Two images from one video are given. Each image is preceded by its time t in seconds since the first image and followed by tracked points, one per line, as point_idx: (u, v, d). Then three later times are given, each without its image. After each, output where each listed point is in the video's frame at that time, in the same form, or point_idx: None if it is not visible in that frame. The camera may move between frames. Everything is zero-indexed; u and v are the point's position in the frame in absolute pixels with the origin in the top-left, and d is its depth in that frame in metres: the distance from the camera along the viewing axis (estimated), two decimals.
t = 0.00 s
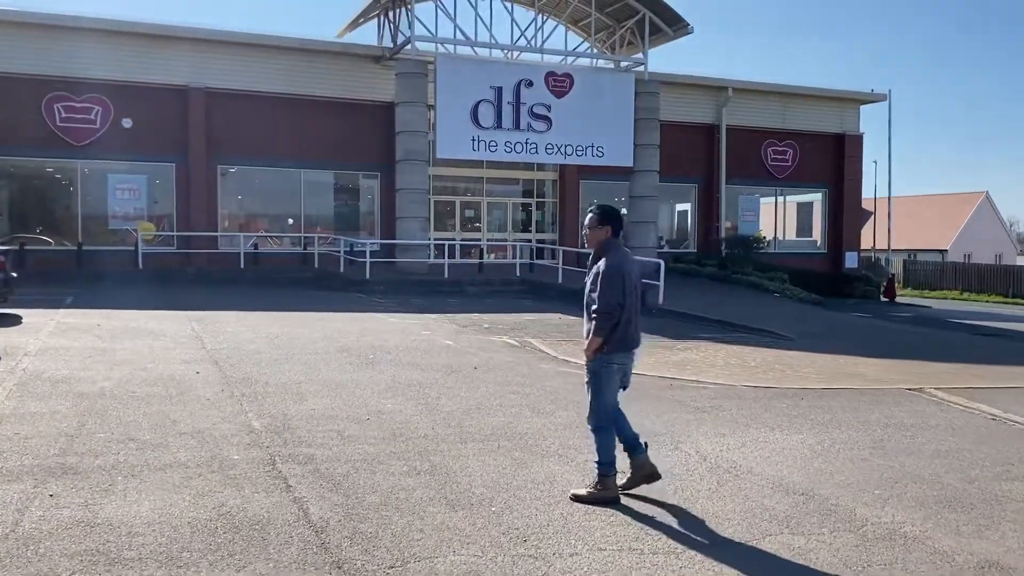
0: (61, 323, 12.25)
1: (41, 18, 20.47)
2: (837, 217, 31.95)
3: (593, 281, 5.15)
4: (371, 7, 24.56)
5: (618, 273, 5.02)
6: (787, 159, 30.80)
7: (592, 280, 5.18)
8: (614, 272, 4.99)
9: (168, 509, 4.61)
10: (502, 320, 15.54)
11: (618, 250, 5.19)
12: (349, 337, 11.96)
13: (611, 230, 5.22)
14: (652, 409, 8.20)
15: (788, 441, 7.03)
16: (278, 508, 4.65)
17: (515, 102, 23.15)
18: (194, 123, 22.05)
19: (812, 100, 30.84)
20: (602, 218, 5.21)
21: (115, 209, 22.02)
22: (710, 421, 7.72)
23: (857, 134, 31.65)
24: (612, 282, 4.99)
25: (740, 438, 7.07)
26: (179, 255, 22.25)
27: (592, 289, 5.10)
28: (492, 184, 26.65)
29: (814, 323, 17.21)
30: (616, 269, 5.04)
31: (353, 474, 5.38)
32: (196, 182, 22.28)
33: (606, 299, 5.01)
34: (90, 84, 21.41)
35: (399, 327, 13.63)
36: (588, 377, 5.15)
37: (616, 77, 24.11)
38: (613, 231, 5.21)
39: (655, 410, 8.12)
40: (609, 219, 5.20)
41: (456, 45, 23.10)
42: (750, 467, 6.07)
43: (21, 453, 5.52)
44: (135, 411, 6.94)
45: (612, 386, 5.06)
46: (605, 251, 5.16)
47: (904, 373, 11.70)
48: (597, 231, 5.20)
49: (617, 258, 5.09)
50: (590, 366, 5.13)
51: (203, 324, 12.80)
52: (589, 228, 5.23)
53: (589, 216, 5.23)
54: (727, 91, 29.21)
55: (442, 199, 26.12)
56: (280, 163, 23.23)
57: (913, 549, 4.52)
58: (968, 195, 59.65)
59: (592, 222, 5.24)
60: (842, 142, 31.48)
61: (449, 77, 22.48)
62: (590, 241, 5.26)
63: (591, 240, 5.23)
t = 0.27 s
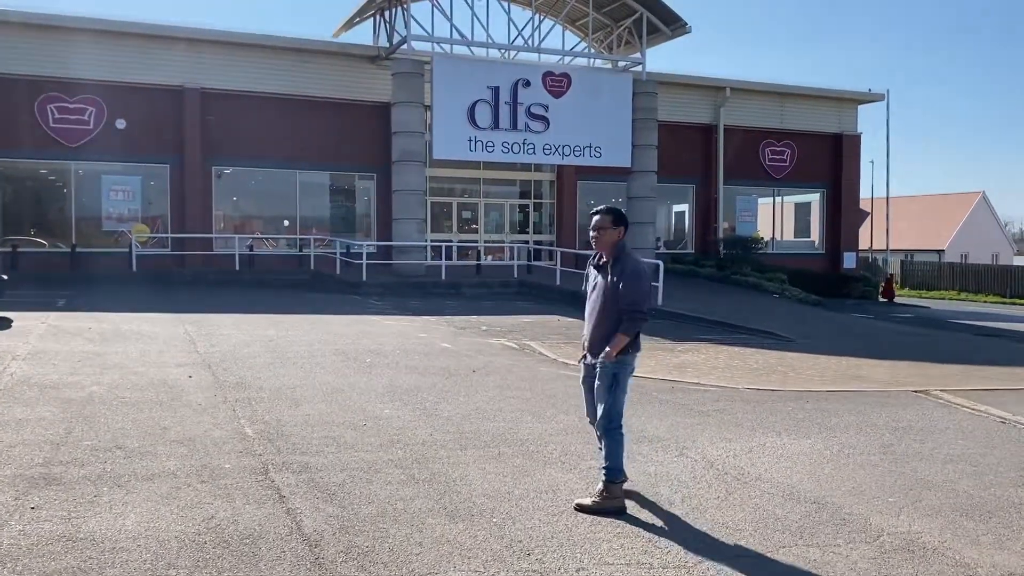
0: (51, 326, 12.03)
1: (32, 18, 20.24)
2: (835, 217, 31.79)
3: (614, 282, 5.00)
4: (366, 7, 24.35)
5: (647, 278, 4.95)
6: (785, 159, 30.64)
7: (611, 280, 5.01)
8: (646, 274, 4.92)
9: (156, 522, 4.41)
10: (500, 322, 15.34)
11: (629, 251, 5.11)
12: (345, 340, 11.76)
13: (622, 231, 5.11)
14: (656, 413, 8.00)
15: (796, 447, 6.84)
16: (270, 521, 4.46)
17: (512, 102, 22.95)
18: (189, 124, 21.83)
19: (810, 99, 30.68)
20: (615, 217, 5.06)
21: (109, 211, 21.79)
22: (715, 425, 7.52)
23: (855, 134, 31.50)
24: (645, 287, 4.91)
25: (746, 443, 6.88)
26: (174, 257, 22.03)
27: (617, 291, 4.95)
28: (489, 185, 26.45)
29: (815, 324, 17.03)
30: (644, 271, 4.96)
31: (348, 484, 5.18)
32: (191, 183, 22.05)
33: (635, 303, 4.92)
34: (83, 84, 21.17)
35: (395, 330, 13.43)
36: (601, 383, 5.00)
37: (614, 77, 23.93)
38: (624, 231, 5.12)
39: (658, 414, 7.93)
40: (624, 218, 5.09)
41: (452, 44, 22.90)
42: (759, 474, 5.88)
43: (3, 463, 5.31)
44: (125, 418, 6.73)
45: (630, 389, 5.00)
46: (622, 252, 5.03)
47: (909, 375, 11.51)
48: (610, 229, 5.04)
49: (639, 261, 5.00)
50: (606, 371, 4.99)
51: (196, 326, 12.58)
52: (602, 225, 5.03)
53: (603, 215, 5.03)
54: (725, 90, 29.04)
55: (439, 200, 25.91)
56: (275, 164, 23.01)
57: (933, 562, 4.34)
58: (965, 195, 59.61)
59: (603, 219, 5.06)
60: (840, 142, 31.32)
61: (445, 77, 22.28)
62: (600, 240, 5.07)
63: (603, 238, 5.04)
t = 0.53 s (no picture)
0: (41, 330, 11.82)
1: (23, 18, 20.00)
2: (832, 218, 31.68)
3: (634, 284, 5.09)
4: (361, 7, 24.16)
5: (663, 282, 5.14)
6: (782, 160, 30.53)
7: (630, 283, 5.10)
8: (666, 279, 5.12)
9: (144, 539, 4.23)
10: (497, 325, 15.16)
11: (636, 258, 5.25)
12: (340, 343, 11.57)
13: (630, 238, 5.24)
14: (659, 418, 7.83)
15: (803, 453, 6.67)
16: (264, 537, 4.29)
17: (508, 103, 22.79)
18: (182, 125, 21.61)
19: (807, 100, 30.57)
20: (624, 220, 5.15)
21: (102, 213, 21.56)
22: (720, 430, 7.35)
23: (852, 134, 31.40)
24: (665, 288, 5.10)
25: (753, 449, 6.71)
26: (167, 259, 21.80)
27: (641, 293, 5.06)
28: (485, 186, 26.28)
29: (815, 325, 16.89)
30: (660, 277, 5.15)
31: (344, 495, 5.01)
32: (184, 184, 21.83)
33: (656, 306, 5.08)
34: (74, 85, 20.93)
35: (392, 332, 13.24)
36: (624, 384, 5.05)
37: (610, 78, 23.78)
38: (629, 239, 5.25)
39: (662, 418, 7.76)
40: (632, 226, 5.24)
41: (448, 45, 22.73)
42: (768, 482, 5.72)
43: None
44: (114, 425, 6.53)
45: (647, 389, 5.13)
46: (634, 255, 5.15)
47: (912, 377, 11.36)
48: (621, 232, 5.13)
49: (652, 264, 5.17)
50: (629, 373, 5.04)
51: (188, 330, 12.38)
52: (616, 229, 5.10)
53: (617, 219, 5.11)
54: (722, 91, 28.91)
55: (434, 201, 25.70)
56: (269, 165, 22.80)
57: None
58: (960, 195, 59.64)
59: (615, 222, 5.13)
60: (837, 143, 31.22)
61: (441, 78, 22.10)
62: (612, 243, 5.13)
63: (616, 242, 5.11)
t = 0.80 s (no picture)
0: (28, 334, 11.59)
1: (11, 17, 19.74)
2: (827, 220, 31.56)
3: (653, 286, 5.09)
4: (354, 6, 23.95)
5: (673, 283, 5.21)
6: (777, 161, 30.41)
7: (649, 284, 5.08)
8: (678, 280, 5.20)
9: (130, 558, 4.04)
10: (493, 328, 14.97)
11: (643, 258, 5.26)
12: (333, 348, 11.37)
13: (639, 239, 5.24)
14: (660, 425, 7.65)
15: (809, 462, 6.50)
16: (256, 556, 4.10)
17: (503, 103, 22.61)
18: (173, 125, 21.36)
19: (802, 101, 30.46)
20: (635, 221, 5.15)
21: (91, 214, 21.30)
22: (724, 438, 7.17)
23: (847, 135, 31.30)
24: (679, 289, 5.15)
25: (758, 458, 6.54)
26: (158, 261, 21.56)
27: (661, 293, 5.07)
28: (480, 187, 26.10)
29: (812, 328, 16.74)
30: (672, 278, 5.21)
31: (339, 510, 4.83)
32: (175, 185, 21.57)
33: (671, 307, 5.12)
34: (63, 84, 20.66)
35: (385, 336, 13.04)
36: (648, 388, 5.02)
37: (605, 78, 23.62)
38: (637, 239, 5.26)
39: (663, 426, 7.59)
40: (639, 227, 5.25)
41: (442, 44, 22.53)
42: (776, 493, 5.55)
43: None
44: (101, 435, 6.33)
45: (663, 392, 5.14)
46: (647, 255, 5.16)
47: (914, 381, 11.21)
48: (634, 233, 5.12)
49: (662, 265, 5.22)
50: (651, 376, 5.03)
51: (179, 334, 12.16)
52: (631, 229, 5.09)
53: (632, 219, 5.10)
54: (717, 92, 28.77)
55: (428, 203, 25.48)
56: (262, 166, 22.56)
57: None
58: (953, 196, 59.69)
59: (629, 223, 5.11)
60: (832, 144, 31.12)
61: (435, 78, 21.91)
62: (627, 243, 5.10)
63: (632, 243, 5.09)
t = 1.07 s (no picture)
0: (18, 338, 11.40)
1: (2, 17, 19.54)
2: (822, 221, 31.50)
3: (670, 290, 5.18)
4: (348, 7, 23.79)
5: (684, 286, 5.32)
6: (772, 162, 30.34)
7: (667, 289, 5.16)
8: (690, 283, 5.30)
9: (121, 572, 3.89)
10: (489, 330, 14.83)
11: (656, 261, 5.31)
12: (329, 351, 11.21)
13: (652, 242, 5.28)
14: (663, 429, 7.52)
15: (816, 467, 6.38)
16: (253, 570, 3.96)
17: (498, 104, 22.48)
18: (166, 127, 21.17)
19: (797, 102, 30.39)
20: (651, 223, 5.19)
21: (83, 216, 21.10)
22: (728, 443, 7.04)
23: (842, 137, 31.25)
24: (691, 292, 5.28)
25: (764, 463, 6.42)
26: (150, 264, 21.37)
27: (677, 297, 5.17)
28: (475, 189, 25.94)
29: (811, 330, 16.64)
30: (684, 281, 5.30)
31: (338, 520, 4.69)
32: (168, 187, 21.39)
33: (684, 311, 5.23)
34: (55, 85, 20.47)
35: (381, 339, 12.89)
36: (665, 391, 5.18)
37: (600, 79, 23.51)
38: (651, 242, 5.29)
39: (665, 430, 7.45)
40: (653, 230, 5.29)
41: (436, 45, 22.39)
42: (785, 500, 5.42)
43: None
44: (91, 441, 6.16)
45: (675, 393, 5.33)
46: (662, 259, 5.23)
47: (916, 384, 11.10)
48: (650, 237, 5.17)
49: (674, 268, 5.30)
50: (668, 380, 5.19)
51: (172, 337, 11.99)
52: (650, 233, 5.14)
53: (650, 222, 5.13)
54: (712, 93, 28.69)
55: (422, 204, 25.32)
56: (255, 168, 22.38)
57: None
58: (946, 198, 59.75)
59: (647, 226, 5.14)
60: (827, 145, 31.06)
61: (430, 78, 21.77)
62: (645, 247, 5.15)
63: (650, 247, 5.15)
